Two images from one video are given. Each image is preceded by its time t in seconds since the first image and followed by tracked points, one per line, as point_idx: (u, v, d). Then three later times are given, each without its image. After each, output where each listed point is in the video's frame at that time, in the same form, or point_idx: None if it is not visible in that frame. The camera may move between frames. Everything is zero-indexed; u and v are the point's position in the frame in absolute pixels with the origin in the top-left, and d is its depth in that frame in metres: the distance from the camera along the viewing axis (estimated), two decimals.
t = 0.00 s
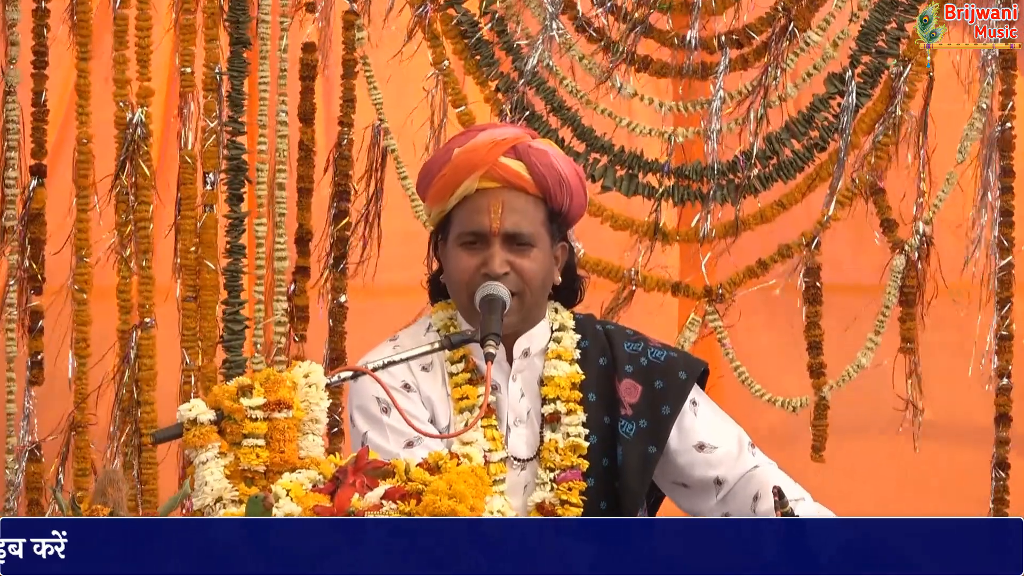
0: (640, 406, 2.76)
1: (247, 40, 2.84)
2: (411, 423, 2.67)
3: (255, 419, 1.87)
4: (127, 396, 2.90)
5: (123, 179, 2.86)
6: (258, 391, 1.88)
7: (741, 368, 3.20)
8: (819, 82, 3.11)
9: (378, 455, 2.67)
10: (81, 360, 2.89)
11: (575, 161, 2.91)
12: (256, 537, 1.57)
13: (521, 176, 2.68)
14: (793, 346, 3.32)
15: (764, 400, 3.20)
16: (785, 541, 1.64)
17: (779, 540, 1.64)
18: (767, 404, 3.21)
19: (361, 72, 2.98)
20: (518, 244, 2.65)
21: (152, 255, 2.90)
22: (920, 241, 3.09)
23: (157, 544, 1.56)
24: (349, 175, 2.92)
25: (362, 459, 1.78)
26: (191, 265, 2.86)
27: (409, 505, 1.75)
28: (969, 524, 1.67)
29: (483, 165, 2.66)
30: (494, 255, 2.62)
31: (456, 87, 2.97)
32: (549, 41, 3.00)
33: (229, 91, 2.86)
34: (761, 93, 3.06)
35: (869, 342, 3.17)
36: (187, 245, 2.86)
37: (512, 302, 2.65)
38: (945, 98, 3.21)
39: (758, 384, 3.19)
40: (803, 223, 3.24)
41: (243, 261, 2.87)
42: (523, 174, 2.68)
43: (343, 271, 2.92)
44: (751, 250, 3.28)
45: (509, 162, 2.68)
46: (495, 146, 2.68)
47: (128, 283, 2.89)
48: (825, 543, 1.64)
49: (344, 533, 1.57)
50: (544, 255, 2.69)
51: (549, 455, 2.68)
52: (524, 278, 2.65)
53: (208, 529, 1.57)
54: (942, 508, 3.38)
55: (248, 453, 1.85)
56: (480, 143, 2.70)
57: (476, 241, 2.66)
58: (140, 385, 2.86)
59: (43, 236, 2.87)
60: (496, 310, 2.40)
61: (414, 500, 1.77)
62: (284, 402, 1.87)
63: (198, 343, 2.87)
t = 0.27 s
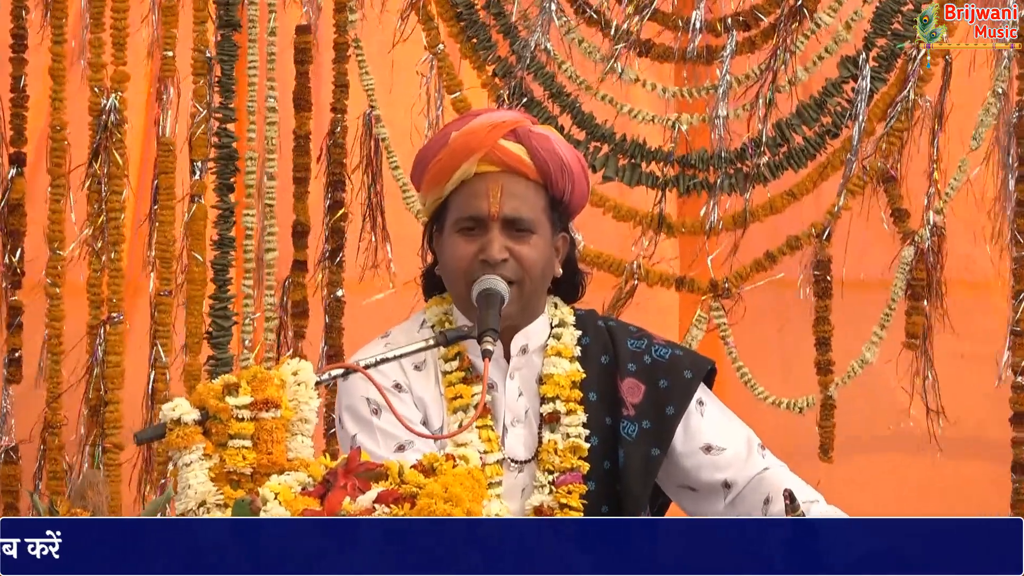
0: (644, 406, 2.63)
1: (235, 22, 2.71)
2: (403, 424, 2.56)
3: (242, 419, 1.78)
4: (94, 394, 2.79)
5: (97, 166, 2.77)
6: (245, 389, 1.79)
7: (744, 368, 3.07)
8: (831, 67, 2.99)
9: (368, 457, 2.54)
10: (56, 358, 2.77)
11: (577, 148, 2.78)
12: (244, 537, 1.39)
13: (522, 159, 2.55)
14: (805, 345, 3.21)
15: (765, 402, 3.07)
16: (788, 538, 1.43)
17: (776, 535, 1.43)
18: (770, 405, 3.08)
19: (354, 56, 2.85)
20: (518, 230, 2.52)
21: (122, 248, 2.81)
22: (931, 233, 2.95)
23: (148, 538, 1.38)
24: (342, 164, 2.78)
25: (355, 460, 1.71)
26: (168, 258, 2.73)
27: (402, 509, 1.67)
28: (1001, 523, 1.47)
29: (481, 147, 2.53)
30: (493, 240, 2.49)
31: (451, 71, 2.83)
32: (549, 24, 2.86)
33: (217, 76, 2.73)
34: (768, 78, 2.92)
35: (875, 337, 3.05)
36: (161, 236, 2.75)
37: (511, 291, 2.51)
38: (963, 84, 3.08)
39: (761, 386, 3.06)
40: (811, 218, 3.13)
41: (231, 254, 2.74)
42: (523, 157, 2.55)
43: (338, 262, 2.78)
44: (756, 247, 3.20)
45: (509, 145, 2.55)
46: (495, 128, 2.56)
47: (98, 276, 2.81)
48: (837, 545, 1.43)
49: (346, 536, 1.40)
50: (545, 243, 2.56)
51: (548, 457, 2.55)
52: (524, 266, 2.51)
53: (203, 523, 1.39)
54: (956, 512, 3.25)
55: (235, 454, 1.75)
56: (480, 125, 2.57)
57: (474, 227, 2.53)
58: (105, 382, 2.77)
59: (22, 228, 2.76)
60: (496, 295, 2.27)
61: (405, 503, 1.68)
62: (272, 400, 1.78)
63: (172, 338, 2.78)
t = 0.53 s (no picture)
0: (648, 403, 2.51)
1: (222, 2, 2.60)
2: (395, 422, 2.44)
3: (228, 417, 1.71)
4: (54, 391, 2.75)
5: (71, 152, 2.76)
6: (231, 386, 1.72)
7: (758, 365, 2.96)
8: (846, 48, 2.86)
9: (360, 456, 2.43)
10: (30, 352, 2.73)
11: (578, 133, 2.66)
12: (230, 538, 1.34)
13: (518, 147, 2.42)
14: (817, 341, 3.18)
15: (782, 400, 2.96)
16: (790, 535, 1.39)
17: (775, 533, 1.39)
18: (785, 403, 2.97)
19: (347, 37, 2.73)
20: (515, 222, 2.40)
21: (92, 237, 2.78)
22: (955, 223, 2.83)
23: (136, 539, 1.33)
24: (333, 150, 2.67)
25: (346, 460, 1.66)
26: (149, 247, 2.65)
27: (395, 511, 1.62)
28: (1001, 523, 1.42)
29: (476, 136, 2.41)
30: (489, 233, 2.37)
31: (448, 52, 2.75)
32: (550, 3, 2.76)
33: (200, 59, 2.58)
34: (780, 61, 2.79)
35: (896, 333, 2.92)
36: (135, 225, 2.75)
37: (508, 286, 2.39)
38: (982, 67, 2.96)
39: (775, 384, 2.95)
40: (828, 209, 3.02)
41: (219, 245, 2.63)
42: (519, 146, 2.42)
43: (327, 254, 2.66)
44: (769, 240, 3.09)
45: (505, 133, 2.42)
46: (490, 115, 2.43)
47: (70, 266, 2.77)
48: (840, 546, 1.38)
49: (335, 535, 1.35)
50: (543, 235, 2.44)
51: (547, 456, 2.43)
52: (521, 260, 2.40)
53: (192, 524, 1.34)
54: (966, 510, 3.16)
55: (220, 453, 1.68)
56: (474, 113, 2.44)
57: (469, 220, 2.41)
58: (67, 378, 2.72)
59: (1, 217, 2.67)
60: (491, 293, 2.15)
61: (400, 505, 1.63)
62: (260, 398, 1.71)
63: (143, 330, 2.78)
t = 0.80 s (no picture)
0: (653, 406, 2.40)
1: None
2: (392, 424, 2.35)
3: (216, 419, 1.63)
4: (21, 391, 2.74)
5: (41, 143, 2.74)
6: (220, 388, 1.64)
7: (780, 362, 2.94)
8: (861, 36, 2.76)
9: (354, 460, 2.33)
10: (5, 351, 2.73)
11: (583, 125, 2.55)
12: (221, 538, 1.27)
13: (522, 138, 2.32)
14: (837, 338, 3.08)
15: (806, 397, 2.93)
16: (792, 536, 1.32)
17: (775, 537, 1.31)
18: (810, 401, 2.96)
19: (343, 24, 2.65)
20: (518, 216, 2.29)
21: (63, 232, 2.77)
22: (983, 218, 2.79)
23: (129, 539, 1.27)
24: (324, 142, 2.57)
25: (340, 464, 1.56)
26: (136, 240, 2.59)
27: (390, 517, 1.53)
28: (1003, 523, 1.35)
29: (478, 126, 2.30)
30: (491, 227, 2.26)
31: (449, 39, 2.66)
32: None
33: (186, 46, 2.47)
34: (792, 49, 2.69)
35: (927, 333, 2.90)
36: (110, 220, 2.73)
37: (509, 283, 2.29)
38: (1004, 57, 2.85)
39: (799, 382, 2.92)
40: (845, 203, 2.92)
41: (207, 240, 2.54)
42: (523, 137, 2.32)
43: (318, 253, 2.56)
44: (782, 236, 3.00)
45: (509, 123, 2.32)
46: (494, 105, 2.33)
47: (37, 261, 2.75)
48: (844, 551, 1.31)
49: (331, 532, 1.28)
50: (547, 230, 2.33)
51: (548, 462, 2.33)
52: (524, 256, 2.29)
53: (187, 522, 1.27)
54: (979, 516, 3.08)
55: (208, 458, 1.61)
56: (477, 102, 2.34)
57: (470, 213, 2.31)
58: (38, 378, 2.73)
59: None
60: (492, 290, 2.04)
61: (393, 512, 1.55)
62: (250, 400, 1.64)
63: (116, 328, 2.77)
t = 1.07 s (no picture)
0: (658, 412, 2.29)
1: None
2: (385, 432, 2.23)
3: (201, 427, 1.52)
4: (9, 397, 2.66)
5: (25, 138, 2.64)
6: (205, 393, 1.53)
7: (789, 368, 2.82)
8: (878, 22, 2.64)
9: (346, 470, 2.22)
10: None
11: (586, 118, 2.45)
12: (214, 536, 1.29)
13: (522, 132, 2.20)
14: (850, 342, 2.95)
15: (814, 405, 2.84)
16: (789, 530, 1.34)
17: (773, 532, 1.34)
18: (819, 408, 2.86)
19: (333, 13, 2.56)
20: (518, 213, 2.17)
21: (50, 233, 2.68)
22: (1001, 216, 2.67)
23: (121, 544, 1.28)
24: (314, 138, 2.49)
25: (331, 474, 1.52)
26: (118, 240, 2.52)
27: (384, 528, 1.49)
28: (1002, 523, 1.37)
29: (477, 118, 2.18)
30: (489, 224, 2.14)
31: (445, 29, 2.59)
32: None
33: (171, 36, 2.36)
34: (805, 38, 2.60)
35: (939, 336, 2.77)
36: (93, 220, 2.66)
37: (508, 283, 2.17)
38: None
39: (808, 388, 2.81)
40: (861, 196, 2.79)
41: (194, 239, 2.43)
42: (524, 131, 2.20)
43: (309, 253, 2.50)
44: (795, 234, 2.87)
45: (509, 116, 2.20)
46: (493, 96, 2.21)
47: (21, 263, 2.66)
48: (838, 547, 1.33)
49: (325, 535, 1.29)
50: (548, 228, 2.21)
51: (547, 471, 2.21)
52: (523, 254, 2.17)
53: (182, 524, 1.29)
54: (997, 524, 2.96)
55: (194, 470, 1.51)
56: (476, 93, 2.22)
57: (468, 209, 2.19)
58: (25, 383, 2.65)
59: None
60: (491, 292, 1.93)
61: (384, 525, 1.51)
62: (236, 406, 1.53)
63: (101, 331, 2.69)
